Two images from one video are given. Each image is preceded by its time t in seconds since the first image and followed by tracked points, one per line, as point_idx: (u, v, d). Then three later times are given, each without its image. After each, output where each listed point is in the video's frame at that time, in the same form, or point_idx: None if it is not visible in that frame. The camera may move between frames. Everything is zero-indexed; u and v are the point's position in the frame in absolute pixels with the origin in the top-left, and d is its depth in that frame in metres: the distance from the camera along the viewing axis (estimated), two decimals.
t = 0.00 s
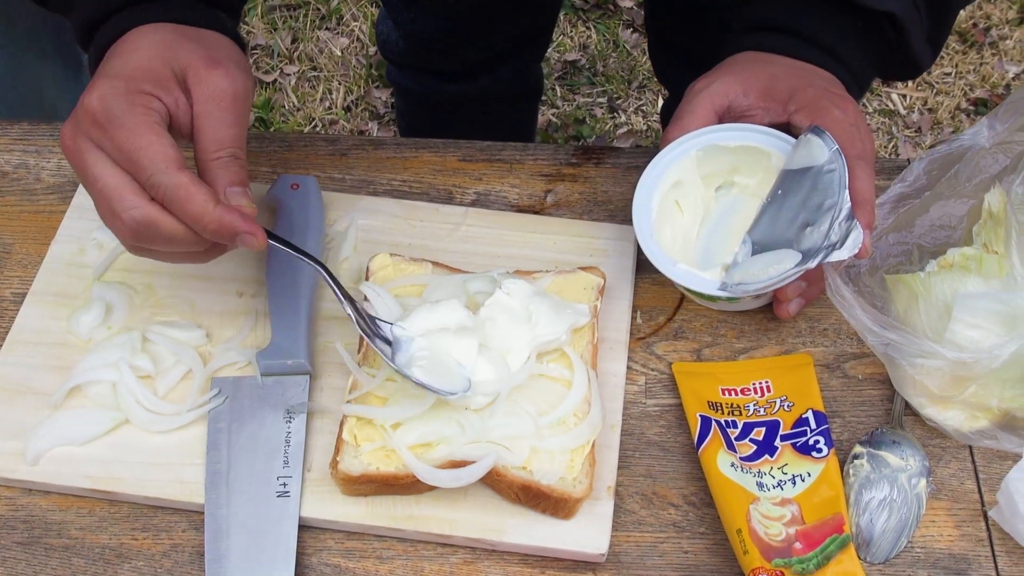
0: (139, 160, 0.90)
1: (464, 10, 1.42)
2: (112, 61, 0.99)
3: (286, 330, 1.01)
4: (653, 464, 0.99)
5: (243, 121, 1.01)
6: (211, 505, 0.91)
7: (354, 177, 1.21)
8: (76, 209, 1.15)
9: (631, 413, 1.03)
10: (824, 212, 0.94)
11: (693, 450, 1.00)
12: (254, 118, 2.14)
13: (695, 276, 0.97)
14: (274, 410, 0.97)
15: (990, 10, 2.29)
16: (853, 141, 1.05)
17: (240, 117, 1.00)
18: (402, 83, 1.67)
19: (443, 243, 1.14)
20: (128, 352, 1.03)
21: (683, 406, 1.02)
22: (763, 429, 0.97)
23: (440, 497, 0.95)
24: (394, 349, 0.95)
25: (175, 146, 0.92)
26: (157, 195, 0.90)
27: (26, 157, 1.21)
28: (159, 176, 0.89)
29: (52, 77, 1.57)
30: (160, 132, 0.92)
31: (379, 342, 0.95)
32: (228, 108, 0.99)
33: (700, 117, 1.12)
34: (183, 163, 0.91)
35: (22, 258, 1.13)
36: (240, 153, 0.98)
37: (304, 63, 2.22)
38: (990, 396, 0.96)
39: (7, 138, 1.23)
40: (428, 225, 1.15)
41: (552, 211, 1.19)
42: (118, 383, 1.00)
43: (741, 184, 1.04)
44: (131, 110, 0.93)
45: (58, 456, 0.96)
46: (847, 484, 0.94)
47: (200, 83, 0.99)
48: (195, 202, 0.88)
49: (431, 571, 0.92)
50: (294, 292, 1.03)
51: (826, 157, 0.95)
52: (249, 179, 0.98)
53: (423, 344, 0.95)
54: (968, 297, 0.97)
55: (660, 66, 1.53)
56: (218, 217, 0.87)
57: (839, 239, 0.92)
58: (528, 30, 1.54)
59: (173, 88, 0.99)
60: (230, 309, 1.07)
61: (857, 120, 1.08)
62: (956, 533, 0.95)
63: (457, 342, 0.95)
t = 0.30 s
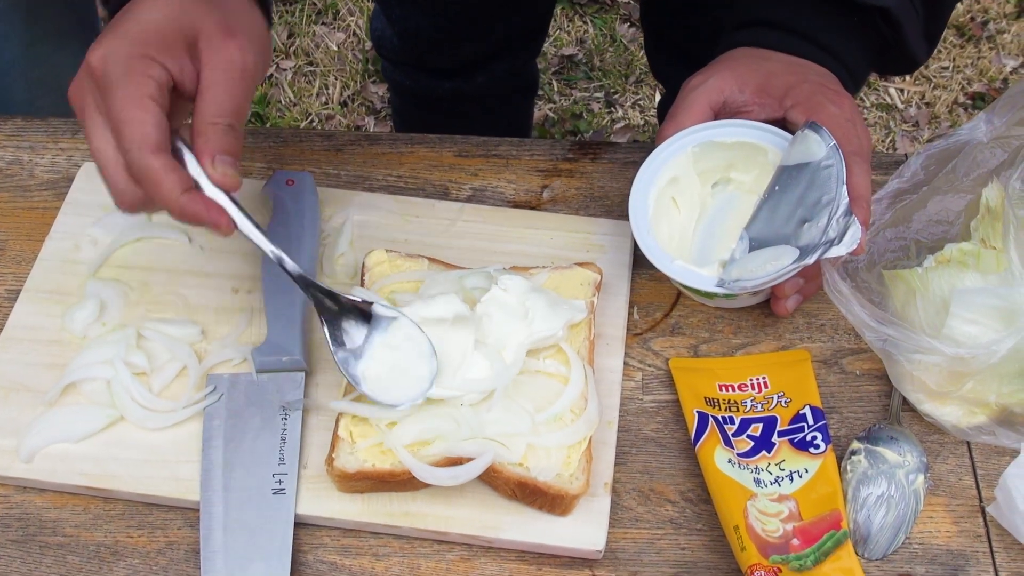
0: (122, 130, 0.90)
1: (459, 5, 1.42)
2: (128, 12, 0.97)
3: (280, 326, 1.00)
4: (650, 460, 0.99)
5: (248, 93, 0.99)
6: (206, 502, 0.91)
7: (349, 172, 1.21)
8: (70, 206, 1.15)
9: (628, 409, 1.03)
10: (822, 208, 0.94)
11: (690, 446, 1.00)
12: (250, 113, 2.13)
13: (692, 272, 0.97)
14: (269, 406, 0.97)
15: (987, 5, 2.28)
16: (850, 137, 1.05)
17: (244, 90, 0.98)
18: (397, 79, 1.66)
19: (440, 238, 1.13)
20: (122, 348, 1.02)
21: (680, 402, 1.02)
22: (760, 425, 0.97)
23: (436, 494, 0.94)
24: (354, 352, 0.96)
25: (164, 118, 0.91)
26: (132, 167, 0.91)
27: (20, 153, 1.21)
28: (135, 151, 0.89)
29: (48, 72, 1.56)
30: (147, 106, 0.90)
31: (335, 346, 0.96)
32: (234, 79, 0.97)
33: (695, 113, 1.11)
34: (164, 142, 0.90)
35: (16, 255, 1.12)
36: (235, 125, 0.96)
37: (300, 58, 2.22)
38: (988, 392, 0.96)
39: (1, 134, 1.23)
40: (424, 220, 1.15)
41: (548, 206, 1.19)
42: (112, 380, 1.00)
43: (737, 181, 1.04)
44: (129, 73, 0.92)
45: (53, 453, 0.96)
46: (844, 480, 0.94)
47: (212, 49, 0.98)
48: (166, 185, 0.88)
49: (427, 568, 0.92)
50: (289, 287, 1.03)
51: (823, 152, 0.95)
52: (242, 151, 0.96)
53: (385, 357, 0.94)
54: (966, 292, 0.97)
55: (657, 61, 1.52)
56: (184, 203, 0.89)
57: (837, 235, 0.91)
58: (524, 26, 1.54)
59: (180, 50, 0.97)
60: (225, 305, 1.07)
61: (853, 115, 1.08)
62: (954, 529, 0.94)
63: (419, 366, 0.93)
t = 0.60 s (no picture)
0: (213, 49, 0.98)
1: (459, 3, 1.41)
2: None
3: (282, 323, 1.01)
4: (650, 456, 0.99)
5: (334, 28, 1.01)
6: (208, 498, 0.91)
7: (349, 168, 1.21)
8: (71, 202, 1.15)
9: (629, 405, 1.03)
10: (826, 205, 0.94)
11: (691, 442, 1.00)
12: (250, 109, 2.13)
13: (696, 271, 0.97)
14: (270, 402, 0.97)
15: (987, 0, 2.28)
16: (850, 134, 1.05)
17: (329, 27, 1.00)
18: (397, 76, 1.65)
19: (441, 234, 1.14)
20: (123, 345, 1.02)
21: (680, 398, 1.02)
22: (761, 421, 0.97)
23: (436, 490, 0.94)
24: (408, 276, 0.99)
25: (251, 42, 0.99)
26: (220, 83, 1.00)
27: (20, 150, 1.21)
28: (223, 71, 0.98)
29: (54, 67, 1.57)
30: (236, 29, 0.97)
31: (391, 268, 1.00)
32: (319, 14, 0.98)
33: (696, 111, 1.11)
34: (250, 64, 0.98)
35: (16, 251, 1.12)
36: (317, 55, 1.00)
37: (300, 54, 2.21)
38: (988, 388, 0.96)
39: (2, 130, 1.23)
40: (425, 216, 1.15)
41: (549, 203, 1.18)
42: (113, 376, 1.00)
43: (738, 179, 1.04)
44: None
45: (54, 450, 0.96)
46: (845, 476, 0.94)
47: None
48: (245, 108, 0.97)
49: (428, 564, 0.92)
50: (290, 284, 1.03)
51: (825, 150, 0.95)
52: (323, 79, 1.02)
53: (436, 284, 0.98)
54: (967, 288, 0.97)
55: (657, 57, 1.52)
56: (258, 123, 0.98)
57: (841, 232, 0.91)
58: (524, 22, 1.53)
59: None
60: (226, 301, 1.07)
61: (854, 112, 1.08)
62: (954, 524, 0.95)
63: (468, 294, 0.97)
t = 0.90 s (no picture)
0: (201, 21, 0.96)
1: None
2: None
3: (283, 318, 1.01)
4: (650, 451, 0.99)
5: (322, 12, 1.02)
6: (209, 492, 0.91)
7: (350, 163, 1.22)
8: (71, 197, 1.15)
9: (629, 400, 1.03)
10: (825, 200, 0.93)
11: (691, 437, 1.00)
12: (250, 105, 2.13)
13: (695, 266, 0.97)
14: (271, 397, 0.97)
15: None
16: (850, 130, 1.05)
17: (319, 11, 1.02)
18: (400, 70, 1.65)
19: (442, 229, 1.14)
20: (124, 339, 1.03)
21: (681, 393, 1.03)
22: (761, 416, 0.97)
23: (437, 484, 0.94)
24: (388, 259, 0.98)
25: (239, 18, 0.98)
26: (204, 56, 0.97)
27: (21, 145, 1.21)
28: (213, 41, 0.95)
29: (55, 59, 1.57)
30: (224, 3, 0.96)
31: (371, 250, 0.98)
32: None
33: (695, 108, 1.11)
34: (237, 38, 0.97)
35: (17, 246, 1.12)
36: (304, 38, 1.01)
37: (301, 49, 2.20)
38: (988, 383, 0.96)
39: (3, 125, 1.23)
40: (427, 212, 1.16)
41: (549, 197, 1.19)
42: (114, 370, 1.00)
43: (738, 175, 1.04)
44: None
45: (55, 444, 0.96)
46: (844, 471, 0.94)
47: None
48: (234, 79, 0.95)
49: (429, 558, 0.92)
50: (291, 279, 1.03)
51: (825, 145, 0.94)
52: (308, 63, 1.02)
53: (417, 268, 0.98)
54: (967, 283, 0.97)
55: (657, 53, 1.52)
56: (246, 96, 0.96)
57: (840, 227, 0.91)
58: (525, 18, 1.53)
59: None
60: (227, 296, 1.07)
61: (854, 107, 1.08)
62: (954, 519, 0.95)
63: (451, 277, 0.97)
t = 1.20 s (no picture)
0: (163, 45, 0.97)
1: None
2: None
3: (284, 314, 1.01)
4: (649, 445, 1.00)
5: (286, 32, 1.04)
6: (210, 486, 0.92)
7: (350, 160, 1.22)
8: (72, 194, 1.16)
9: (629, 395, 1.04)
10: (824, 196, 0.94)
11: (690, 431, 1.01)
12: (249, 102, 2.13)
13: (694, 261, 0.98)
14: (272, 392, 0.98)
15: None
16: (848, 126, 1.05)
17: (282, 30, 1.03)
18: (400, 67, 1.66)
19: (442, 225, 1.15)
20: (126, 335, 1.03)
21: (680, 388, 1.03)
22: (760, 410, 0.98)
23: (437, 478, 0.95)
24: (376, 280, 0.97)
25: (202, 37, 0.99)
26: (168, 80, 0.98)
27: (22, 142, 1.21)
28: (175, 63, 0.96)
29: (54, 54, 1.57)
30: (184, 24, 0.98)
31: (358, 271, 0.97)
32: (272, 16, 1.02)
33: (695, 103, 1.11)
34: (199, 57, 0.97)
35: (18, 243, 1.13)
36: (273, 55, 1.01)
37: (300, 46, 2.20)
38: (985, 377, 0.97)
39: (3, 123, 1.23)
40: (427, 208, 1.16)
41: (548, 193, 1.20)
42: (116, 366, 1.01)
43: (736, 171, 1.04)
44: None
45: (57, 440, 0.96)
46: (843, 465, 0.95)
47: None
48: (200, 98, 0.95)
49: (429, 553, 0.93)
50: (291, 276, 1.03)
51: (823, 142, 0.95)
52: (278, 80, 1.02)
53: (406, 285, 0.96)
54: (964, 278, 0.97)
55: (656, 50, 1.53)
56: (213, 115, 0.96)
57: (839, 222, 0.91)
58: (524, 15, 1.54)
59: None
60: (228, 292, 1.08)
61: (852, 103, 1.08)
62: (951, 512, 0.95)
63: (445, 294, 0.95)
